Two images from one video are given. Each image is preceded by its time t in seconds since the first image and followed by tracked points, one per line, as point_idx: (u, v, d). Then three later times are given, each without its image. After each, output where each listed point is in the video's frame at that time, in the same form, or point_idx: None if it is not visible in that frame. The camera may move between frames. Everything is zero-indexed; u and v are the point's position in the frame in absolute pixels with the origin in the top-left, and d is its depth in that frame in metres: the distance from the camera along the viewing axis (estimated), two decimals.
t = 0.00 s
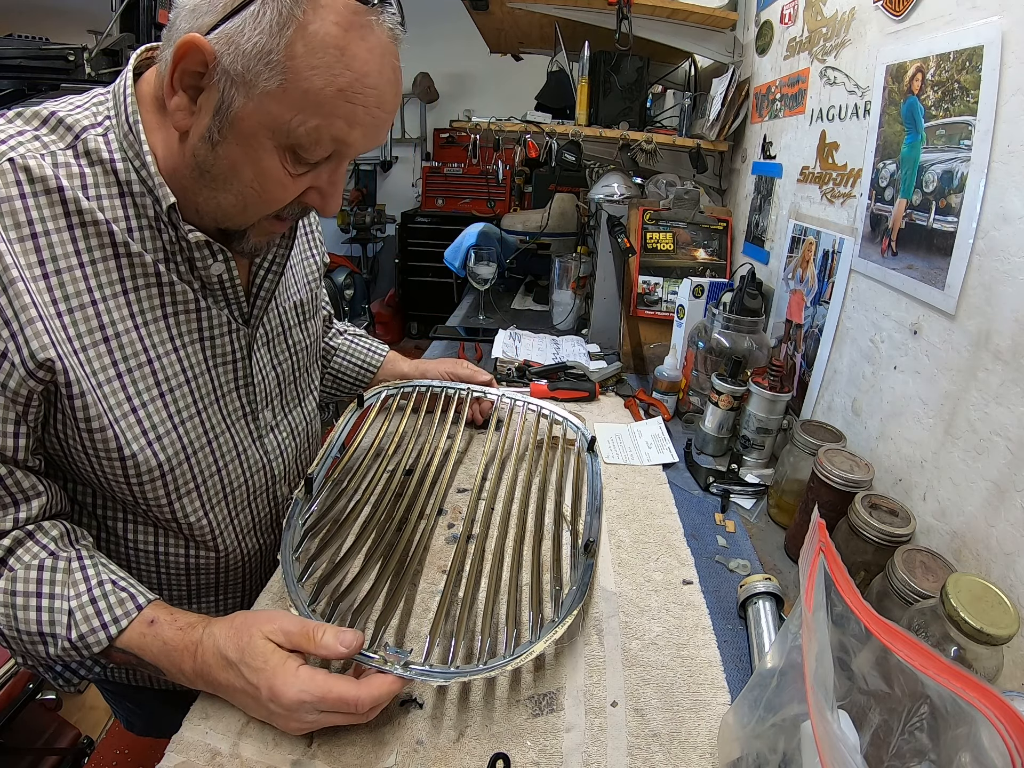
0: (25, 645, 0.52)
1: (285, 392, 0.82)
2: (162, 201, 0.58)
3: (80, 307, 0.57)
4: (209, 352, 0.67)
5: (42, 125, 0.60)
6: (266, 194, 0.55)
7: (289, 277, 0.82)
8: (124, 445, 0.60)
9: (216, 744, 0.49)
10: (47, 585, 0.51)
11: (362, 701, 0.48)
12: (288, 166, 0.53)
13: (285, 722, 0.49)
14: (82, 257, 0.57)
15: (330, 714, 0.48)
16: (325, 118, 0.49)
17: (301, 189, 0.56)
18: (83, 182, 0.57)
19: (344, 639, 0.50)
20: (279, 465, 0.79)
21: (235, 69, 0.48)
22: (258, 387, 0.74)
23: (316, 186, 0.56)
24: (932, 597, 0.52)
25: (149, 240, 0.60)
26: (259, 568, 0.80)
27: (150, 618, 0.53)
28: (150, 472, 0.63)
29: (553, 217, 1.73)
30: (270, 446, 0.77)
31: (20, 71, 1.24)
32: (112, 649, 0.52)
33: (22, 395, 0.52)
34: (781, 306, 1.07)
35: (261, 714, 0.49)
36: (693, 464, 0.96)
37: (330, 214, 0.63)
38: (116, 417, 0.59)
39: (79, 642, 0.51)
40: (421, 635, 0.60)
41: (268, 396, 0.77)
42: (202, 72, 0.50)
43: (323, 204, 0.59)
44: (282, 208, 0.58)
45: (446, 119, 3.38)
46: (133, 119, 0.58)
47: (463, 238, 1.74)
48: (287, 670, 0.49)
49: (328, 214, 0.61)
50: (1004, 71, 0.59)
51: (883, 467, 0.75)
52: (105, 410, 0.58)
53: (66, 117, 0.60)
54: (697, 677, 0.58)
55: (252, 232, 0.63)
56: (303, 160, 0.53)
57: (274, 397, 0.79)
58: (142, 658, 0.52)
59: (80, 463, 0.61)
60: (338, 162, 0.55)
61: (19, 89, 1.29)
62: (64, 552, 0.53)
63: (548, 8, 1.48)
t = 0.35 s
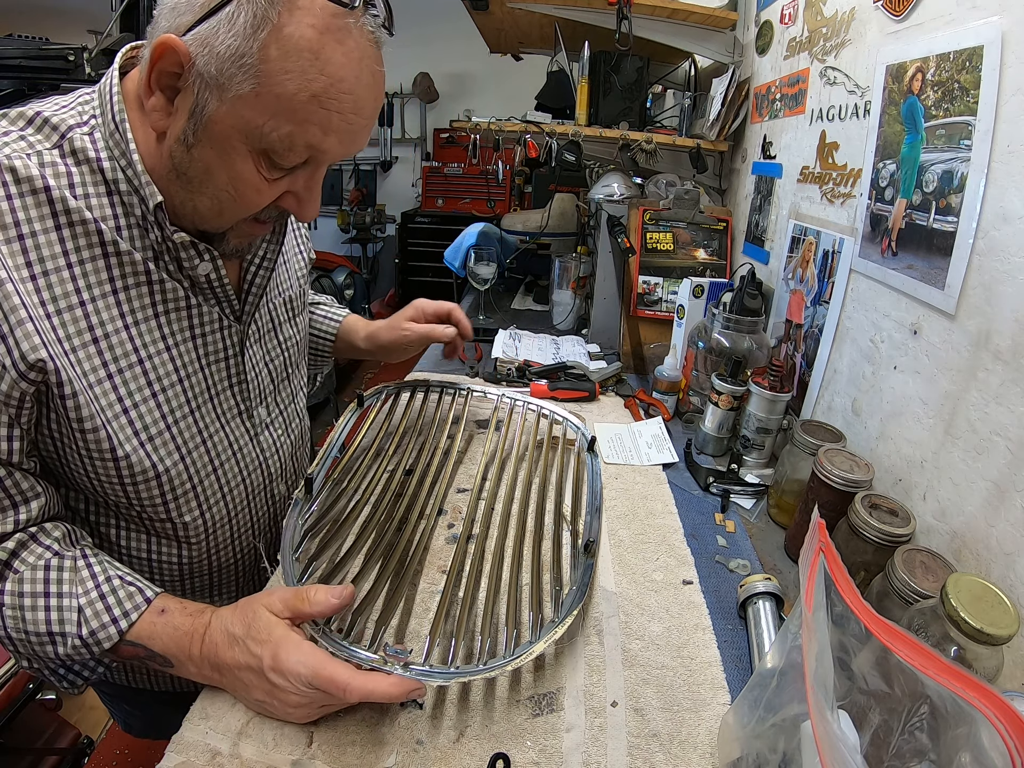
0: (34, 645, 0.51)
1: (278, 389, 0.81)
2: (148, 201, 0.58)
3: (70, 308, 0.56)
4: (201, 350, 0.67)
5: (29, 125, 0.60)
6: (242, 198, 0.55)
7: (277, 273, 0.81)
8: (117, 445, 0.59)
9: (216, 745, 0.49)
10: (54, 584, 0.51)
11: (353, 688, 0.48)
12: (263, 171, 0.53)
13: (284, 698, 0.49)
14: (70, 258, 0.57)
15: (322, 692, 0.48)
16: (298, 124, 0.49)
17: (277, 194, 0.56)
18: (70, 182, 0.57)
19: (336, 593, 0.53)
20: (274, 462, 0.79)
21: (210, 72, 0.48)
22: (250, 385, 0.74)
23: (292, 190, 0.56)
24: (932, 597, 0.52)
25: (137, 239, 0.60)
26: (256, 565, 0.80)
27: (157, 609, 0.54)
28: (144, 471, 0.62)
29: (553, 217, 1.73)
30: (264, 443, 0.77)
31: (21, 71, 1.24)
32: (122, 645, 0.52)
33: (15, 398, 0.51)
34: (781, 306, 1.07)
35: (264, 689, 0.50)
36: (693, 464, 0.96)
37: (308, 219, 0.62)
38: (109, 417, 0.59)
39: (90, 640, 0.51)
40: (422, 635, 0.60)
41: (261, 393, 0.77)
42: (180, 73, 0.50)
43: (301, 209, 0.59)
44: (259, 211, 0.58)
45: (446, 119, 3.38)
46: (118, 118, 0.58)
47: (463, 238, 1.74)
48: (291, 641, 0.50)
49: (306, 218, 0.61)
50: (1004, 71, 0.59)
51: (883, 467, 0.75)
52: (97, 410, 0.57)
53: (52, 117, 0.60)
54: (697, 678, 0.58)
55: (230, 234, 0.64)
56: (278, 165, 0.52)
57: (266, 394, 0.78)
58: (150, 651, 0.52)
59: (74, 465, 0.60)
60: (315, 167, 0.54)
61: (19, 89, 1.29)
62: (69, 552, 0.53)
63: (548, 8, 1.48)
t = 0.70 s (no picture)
0: (34, 661, 0.50)
1: (256, 392, 0.78)
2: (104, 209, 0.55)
3: (34, 322, 0.54)
4: (173, 356, 0.64)
5: None
6: (197, 207, 0.52)
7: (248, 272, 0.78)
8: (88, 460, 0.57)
9: (216, 744, 0.49)
10: (51, 597, 0.49)
11: (348, 668, 0.48)
12: (218, 180, 0.50)
13: (285, 687, 0.49)
14: (31, 270, 0.54)
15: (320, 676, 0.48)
16: (250, 135, 0.46)
17: (235, 202, 0.53)
18: (29, 192, 0.54)
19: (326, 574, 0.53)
20: (254, 466, 0.76)
21: (158, 81, 0.45)
22: (224, 390, 0.71)
23: (251, 197, 0.53)
24: (932, 597, 0.52)
25: (100, 249, 0.57)
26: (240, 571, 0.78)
27: (156, 613, 0.53)
28: (118, 485, 0.60)
29: (553, 216, 1.73)
30: (243, 449, 0.74)
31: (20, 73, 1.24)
32: (123, 653, 0.51)
33: None
34: (781, 306, 1.07)
35: (264, 680, 0.50)
36: (693, 464, 0.96)
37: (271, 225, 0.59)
38: (78, 431, 0.56)
39: (90, 650, 0.50)
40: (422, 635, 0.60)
41: (236, 397, 0.74)
42: (130, 81, 0.47)
43: (261, 215, 0.56)
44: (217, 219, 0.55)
45: (446, 119, 3.38)
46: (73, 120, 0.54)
47: (463, 238, 1.74)
48: (287, 630, 0.50)
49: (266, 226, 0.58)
50: (1004, 71, 0.59)
51: (883, 467, 0.75)
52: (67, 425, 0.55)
53: (7, 126, 0.57)
54: (697, 678, 0.58)
55: (191, 241, 0.60)
56: (233, 174, 0.49)
57: (242, 398, 0.76)
58: (150, 656, 0.52)
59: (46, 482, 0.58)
60: (273, 174, 0.51)
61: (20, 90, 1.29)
62: (62, 564, 0.52)
63: (548, 8, 1.48)
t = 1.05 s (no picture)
0: (34, 679, 0.50)
1: (231, 402, 0.76)
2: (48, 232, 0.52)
3: None
4: (136, 373, 0.62)
5: None
6: (142, 227, 0.49)
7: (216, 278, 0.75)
8: (52, 487, 0.55)
9: (216, 744, 0.49)
10: (45, 615, 0.49)
11: (347, 660, 0.48)
12: (158, 199, 0.47)
13: (285, 684, 0.49)
14: None
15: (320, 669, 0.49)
16: (181, 153, 0.43)
17: (182, 217, 0.50)
18: None
19: (322, 573, 0.53)
20: (230, 477, 0.74)
21: (80, 102, 0.42)
22: (194, 403, 0.69)
23: (198, 210, 0.50)
24: (932, 597, 0.53)
25: (53, 269, 0.55)
26: (222, 580, 0.77)
27: (151, 621, 0.53)
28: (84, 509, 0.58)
29: (553, 216, 1.73)
30: (217, 461, 0.72)
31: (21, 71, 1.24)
32: (121, 665, 0.51)
33: None
34: (781, 306, 1.07)
35: (264, 679, 0.50)
36: (693, 464, 0.96)
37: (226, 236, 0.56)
38: (40, 458, 0.54)
39: (88, 664, 0.50)
40: (423, 634, 0.60)
41: (209, 408, 0.72)
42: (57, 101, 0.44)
43: (211, 228, 0.53)
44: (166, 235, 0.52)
45: (446, 119, 3.38)
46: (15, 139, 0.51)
47: (463, 238, 1.74)
48: (284, 626, 0.50)
49: (219, 238, 0.55)
50: (1004, 71, 0.59)
51: (883, 468, 0.75)
52: (28, 452, 0.53)
53: None
54: (697, 677, 0.58)
55: (145, 254, 0.58)
56: (171, 190, 0.46)
57: (216, 409, 0.73)
58: (149, 666, 0.51)
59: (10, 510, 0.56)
60: (217, 186, 0.48)
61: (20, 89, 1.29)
62: (54, 581, 0.51)
63: (548, 8, 1.48)
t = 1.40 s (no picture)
0: (33, 688, 0.50)
1: (214, 409, 0.76)
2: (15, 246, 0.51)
3: None
4: (114, 386, 0.61)
5: None
6: (110, 241, 0.49)
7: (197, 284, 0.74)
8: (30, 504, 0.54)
9: (216, 744, 0.49)
10: (41, 622, 0.48)
11: (344, 657, 0.48)
12: (122, 211, 0.46)
13: (283, 682, 0.49)
14: None
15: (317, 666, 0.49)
16: (138, 166, 0.42)
17: (151, 227, 0.49)
18: None
19: (327, 586, 0.53)
20: (212, 486, 0.74)
21: (27, 121, 0.41)
22: (175, 413, 0.68)
23: (167, 218, 0.49)
24: (932, 597, 0.53)
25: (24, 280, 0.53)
26: (205, 586, 0.77)
27: (147, 626, 0.53)
28: (63, 524, 0.57)
29: (553, 216, 1.73)
30: (198, 469, 0.72)
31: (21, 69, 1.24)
32: (120, 670, 0.51)
33: None
34: (781, 306, 1.07)
35: (263, 678, 0.50)
36: (693, 464, 0.96)
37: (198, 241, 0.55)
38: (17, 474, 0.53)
39: (86, 670, 0.50)
40: (423, 634, 0.60)
41: (191, 417, 0.71)
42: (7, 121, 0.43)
43: (184, 236, 0.52)
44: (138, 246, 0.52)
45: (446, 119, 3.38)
46: None
47: (463, 238, 1.74)
48: (281, 624, 0.50)
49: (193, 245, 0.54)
50: (1004, 71, 0.59)
51: (883, 468, 0.75)
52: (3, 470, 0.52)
53: None
54: (697, 677, 0.58)
55: (121, 265, 0.57)
56: (135, 202, 0.46)
57: (198, 417, 0.73)
58: (148, 670, 0.51)
59: None
60: (183, 192, 0.47)
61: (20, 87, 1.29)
62: (49, 588, 0.51)
63: (548, 8, 1.48)
